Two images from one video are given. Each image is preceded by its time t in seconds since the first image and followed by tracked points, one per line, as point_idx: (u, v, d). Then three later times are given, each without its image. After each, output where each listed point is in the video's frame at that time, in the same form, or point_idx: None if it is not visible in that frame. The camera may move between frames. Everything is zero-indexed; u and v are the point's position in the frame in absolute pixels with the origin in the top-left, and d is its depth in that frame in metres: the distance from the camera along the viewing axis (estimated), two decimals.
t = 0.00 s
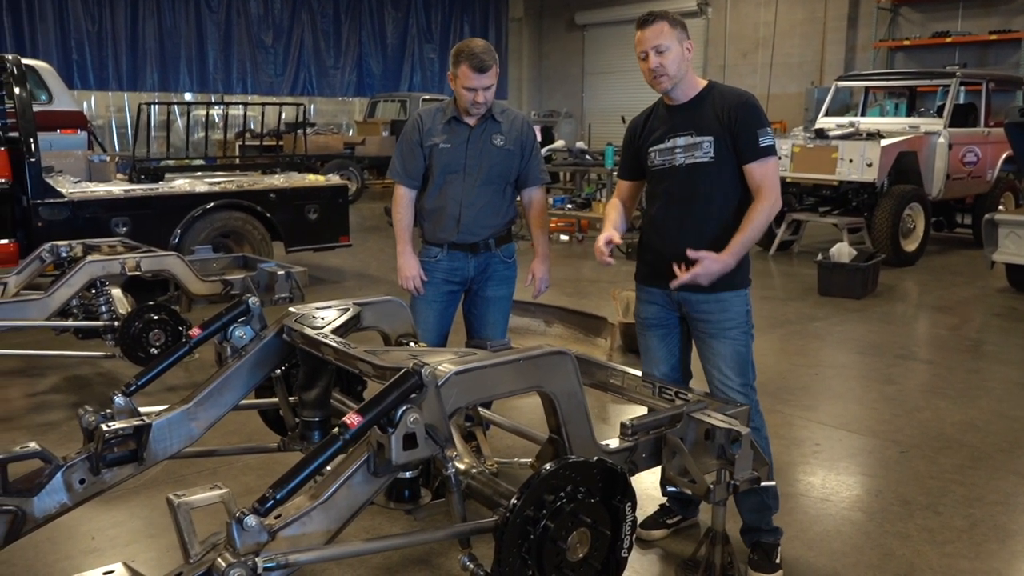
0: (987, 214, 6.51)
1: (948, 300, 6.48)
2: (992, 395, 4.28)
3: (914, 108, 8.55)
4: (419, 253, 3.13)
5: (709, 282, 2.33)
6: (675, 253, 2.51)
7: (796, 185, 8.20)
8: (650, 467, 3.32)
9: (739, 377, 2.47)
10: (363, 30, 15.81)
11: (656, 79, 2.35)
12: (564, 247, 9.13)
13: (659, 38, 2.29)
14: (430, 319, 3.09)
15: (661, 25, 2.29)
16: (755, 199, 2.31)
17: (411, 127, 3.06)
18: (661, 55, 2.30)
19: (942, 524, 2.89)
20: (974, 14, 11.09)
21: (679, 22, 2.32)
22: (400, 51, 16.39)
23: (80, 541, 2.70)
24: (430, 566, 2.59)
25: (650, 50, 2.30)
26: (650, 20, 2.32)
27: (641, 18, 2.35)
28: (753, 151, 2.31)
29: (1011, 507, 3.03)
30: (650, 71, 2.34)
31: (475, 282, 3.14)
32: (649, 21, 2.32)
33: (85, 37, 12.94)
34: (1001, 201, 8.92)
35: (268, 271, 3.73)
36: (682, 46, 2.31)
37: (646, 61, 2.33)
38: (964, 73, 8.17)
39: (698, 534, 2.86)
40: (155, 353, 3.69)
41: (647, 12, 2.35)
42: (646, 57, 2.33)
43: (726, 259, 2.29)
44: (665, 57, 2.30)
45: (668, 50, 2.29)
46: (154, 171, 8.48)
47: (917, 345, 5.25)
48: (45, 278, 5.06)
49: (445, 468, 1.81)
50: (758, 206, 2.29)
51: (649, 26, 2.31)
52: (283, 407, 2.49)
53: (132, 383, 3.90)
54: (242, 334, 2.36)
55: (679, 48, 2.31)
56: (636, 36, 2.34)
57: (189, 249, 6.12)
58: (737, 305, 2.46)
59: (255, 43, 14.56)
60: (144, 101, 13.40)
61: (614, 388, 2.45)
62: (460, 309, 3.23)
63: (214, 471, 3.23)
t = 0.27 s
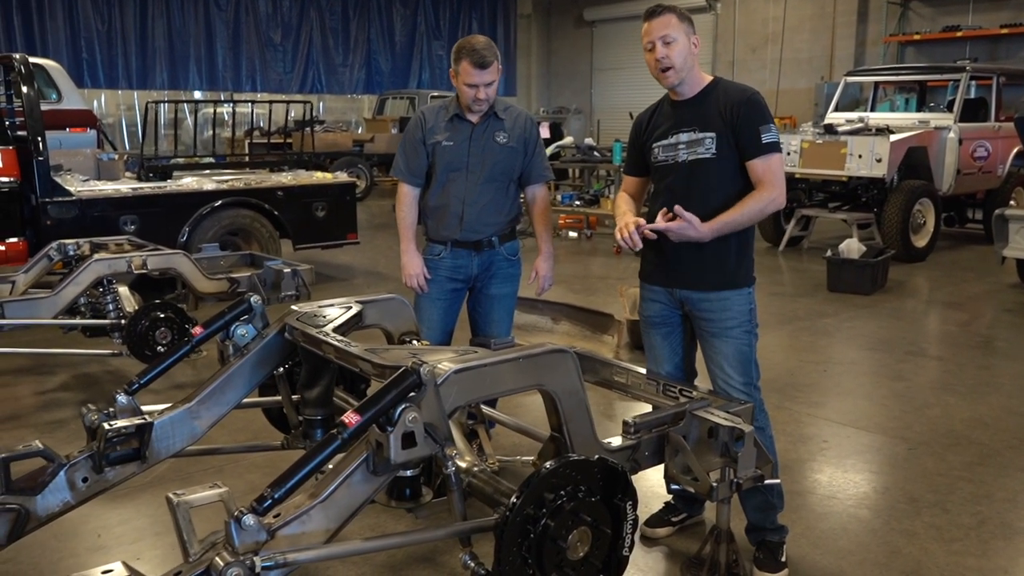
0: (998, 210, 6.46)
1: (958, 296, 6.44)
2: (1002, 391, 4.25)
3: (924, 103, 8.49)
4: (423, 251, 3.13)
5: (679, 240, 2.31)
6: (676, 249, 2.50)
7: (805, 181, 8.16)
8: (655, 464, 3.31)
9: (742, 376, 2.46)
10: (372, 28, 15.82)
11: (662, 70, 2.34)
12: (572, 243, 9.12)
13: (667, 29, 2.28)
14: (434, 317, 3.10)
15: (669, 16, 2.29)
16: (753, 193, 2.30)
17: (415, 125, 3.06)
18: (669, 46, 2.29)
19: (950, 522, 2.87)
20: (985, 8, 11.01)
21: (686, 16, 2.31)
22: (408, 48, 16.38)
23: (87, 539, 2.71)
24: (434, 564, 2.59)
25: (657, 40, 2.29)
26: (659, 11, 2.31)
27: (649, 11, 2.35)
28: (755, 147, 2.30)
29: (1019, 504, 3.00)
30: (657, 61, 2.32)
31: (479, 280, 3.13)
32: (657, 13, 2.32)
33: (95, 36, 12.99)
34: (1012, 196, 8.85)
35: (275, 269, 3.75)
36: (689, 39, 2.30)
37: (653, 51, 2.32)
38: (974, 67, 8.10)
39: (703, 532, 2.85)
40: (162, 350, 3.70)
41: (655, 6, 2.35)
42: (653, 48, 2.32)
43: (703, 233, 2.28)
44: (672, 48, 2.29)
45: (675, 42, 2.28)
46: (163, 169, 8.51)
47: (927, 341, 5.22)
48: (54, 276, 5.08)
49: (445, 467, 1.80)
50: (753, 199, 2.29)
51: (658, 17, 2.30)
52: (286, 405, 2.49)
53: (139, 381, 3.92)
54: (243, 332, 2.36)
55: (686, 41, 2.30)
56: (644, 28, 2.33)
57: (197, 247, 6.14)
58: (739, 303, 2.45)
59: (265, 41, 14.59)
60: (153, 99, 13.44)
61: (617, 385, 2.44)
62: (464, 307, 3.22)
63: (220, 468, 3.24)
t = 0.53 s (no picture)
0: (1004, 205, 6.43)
1: (965, 292, 6.41)
2: (1008, 388, 4.23)
3: (930, 98, 8.44)
4: (423, 249, 3.13)
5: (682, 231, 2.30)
6: (676, 247, 2.49)
7: (810, 177, 8.14)
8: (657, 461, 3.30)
9: (743, 375, 2.45)
10: (377, 25, 15.81)
11: (668, 62, 2.31)
12: (578, 241, 9.10)
13: (675, 19, 2.27)
14: (435, 315, 3.09)
15: (676, 8, 2.28)
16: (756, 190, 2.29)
17: (414, 124, 3.06)
18: (677, 36, 2.27)
19: (954, 520, 2.85)
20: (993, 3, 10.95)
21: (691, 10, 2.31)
22: (414, 45, 16.37)
23: (89, 538, 2.72)
24: (435, 562, 2.59)
25: (664, 29, 2.27)
26: (665, 3, 2.31)
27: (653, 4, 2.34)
28: (757, 144, 2.29)
29: None
30: (663, 53, 2.30)
31: (480, 279, 3.12)
32: (663, 4, 2.31)
33: (101, 35, 13.01)
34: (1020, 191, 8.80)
35: (278, 267, 3.76)
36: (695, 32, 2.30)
37: (659, 41, 2.30)
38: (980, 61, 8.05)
39: (705, 530, 2.84)
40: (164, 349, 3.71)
41: None
42: (659, 38, 2.30)
43: (705, 223, 2.27)
44: (680, 38, 2.28)
45: (683, 32, 2.27)
46: (168, 168, 8.52)
47: (933, 338, 5.19)
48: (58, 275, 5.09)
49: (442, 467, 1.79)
50: (757, 195, 2.28)
51: (665, 8, 2.29)
52: (286, 403, 2.49)
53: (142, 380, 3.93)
54: (242, 331, 2.36)
55: (692, 34, 2.30)
56: (650, 19, 2.32)
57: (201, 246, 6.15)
58: (739, 300, 2.44)
59: (270, 40, 14.60)
60: (159, 98, 13.46)
61: (618, 384, 2.43)
62: (466, 306, 3.22)
63: (223, 467, 3.24)
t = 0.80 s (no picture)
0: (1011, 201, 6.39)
1: (971, 289, 6.38)
2: (1013, 386, 4.20)
3: (936, 95, 8.39)
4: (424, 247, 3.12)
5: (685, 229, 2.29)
6: (678, 244, 2.48)
7: (815, 174, 8.11)
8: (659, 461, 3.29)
9: (743, 375, 2.44)
10: (382, 24, 15.81)
11: (672, 60, 2.31)
12: (582, 239, 9.09)
13: (679, 18, 2.26)
14: (436, 314, 3.09)
15: (681, 6, 2.28)
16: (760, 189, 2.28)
17: (415, 122, 3.05)
18: (681, 35, 2.27)
19: (957, 519, 2.84)
20: None
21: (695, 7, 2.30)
22: (419, 44, 16.36)
23: (90, 537, 2.73)
24: (435, 561, 2.58)
25: (668, 28, 2.27)
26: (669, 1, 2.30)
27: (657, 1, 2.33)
28: (760, 143, 2.28)
29: None
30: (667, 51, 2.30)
31: (481, 278, 3.12)
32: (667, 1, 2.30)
33: (107, 35, 13.04)
34: None
35: (281, 266, 3.77)
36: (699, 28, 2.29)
37: (664, 39, 2.29)
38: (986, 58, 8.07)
39: (707, 529, 2.83)
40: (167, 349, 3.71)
41: None
42: (664, 35, 2.29)
43: (709, 221, 2.26)
44: (684, 36, 2.27)
45: (686, 30, 2.27)
46: (173, 167, 8.54)
47: (938, 336, 5.17)
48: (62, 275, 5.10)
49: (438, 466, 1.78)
50: (761, 193, 2.27)
51: (670, 6, 2.28)
52: (285, 403, 2.49)
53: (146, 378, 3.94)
54: (242, 330, 2.37)
55: (697, 31, 2.29)
56: (654, 16, 2.31)
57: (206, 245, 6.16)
58: (740, 299, 2.43)
59: (275, 39, 14.61)
60: (165, 97, 13.48)
61: (619, 382, 2.43)
62: (467, 305, 3.22)
63: (225, 467, 3.25)
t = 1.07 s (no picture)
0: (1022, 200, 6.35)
1: (981, 289, 6.34)
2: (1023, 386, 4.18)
3: (947, 93, 8.35)
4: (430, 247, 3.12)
5: (689, 229, 2.28)
6: (684, 244, 2.47)
7: (825, 173, 8.08)
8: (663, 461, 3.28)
9: (749, 375, 2.43)
10: (391, 24, 15.83)
11: (664, 69, 2.32)
12: (590, 238, 9.08)
13: (668, 27, 2.25)
14: (441, 315, 3.08)
15: (671, 13, 2.26)
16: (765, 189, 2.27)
17: (420, 122, 3.05)
18: (669, 45, 2.27)
19: (964, 520, 2.82)
20: None
21: (692, 9, 2.26)
22: (428, 44, 16.37)
23: (97, 535, 2.74)
24: (438, 561, 2.58)
25: (659, 37, 2.27)
26: (661, 8, 2.28)
27: (652, 5, 2.32)
28: (765, 143, 2.26)
29: None
30: (658, 60, 2.31)
31: (486, 278, 3.12)
32: (659, 9, 2.29)
33: (118, 35, 13.09)
34: None
35: (287, 265, 3.77)
36: (692, 35, 2.26)
37: (654, 48, 2.31)
38: (997, 56, 7.99)
39: (712, 530, 2.82)
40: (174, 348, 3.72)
41: None
42: (655, 44, 2.30)
43: (713, 221, 2.24)
44: (672, 46, 2.27)
45: (676, 40, 2.26)
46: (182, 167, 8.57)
47: (948, 335, 5.14)
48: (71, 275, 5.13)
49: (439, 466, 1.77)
50: (766, 194, 2.26)
51: (660, 14, 2.28)
52: (289, 402, 2.49)
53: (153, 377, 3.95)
54: (246, 330, 2.37)
55: (690, 38, 2.26)
56: (648, 24, 2.32)
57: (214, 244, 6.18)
58: (744, 299, 2.41)
59: (285, 39, 14.64)
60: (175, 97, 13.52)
61: (624, 382, 2.42)
62: (472, 305, 3.21)
63: (231, 466, 3.26)
